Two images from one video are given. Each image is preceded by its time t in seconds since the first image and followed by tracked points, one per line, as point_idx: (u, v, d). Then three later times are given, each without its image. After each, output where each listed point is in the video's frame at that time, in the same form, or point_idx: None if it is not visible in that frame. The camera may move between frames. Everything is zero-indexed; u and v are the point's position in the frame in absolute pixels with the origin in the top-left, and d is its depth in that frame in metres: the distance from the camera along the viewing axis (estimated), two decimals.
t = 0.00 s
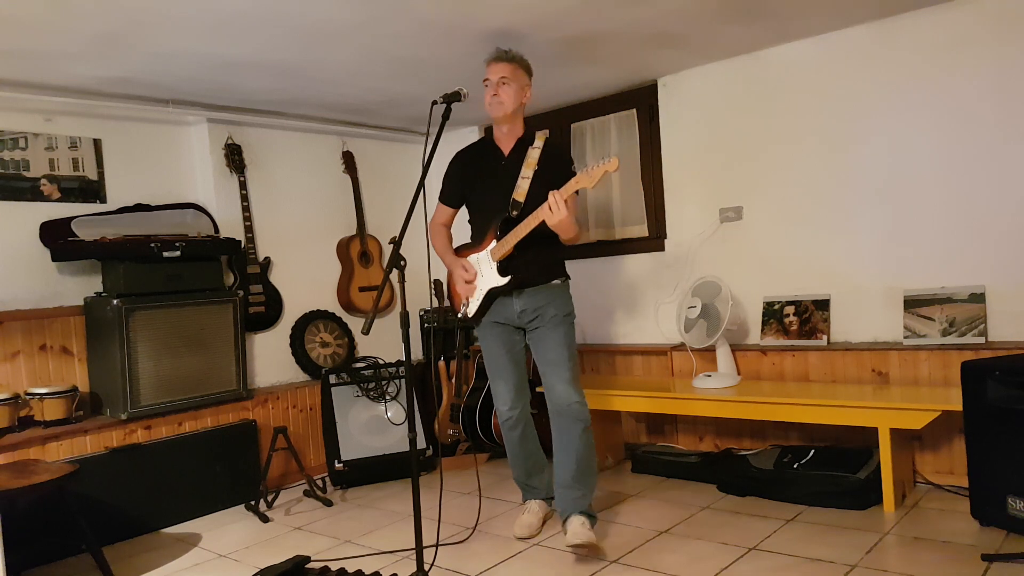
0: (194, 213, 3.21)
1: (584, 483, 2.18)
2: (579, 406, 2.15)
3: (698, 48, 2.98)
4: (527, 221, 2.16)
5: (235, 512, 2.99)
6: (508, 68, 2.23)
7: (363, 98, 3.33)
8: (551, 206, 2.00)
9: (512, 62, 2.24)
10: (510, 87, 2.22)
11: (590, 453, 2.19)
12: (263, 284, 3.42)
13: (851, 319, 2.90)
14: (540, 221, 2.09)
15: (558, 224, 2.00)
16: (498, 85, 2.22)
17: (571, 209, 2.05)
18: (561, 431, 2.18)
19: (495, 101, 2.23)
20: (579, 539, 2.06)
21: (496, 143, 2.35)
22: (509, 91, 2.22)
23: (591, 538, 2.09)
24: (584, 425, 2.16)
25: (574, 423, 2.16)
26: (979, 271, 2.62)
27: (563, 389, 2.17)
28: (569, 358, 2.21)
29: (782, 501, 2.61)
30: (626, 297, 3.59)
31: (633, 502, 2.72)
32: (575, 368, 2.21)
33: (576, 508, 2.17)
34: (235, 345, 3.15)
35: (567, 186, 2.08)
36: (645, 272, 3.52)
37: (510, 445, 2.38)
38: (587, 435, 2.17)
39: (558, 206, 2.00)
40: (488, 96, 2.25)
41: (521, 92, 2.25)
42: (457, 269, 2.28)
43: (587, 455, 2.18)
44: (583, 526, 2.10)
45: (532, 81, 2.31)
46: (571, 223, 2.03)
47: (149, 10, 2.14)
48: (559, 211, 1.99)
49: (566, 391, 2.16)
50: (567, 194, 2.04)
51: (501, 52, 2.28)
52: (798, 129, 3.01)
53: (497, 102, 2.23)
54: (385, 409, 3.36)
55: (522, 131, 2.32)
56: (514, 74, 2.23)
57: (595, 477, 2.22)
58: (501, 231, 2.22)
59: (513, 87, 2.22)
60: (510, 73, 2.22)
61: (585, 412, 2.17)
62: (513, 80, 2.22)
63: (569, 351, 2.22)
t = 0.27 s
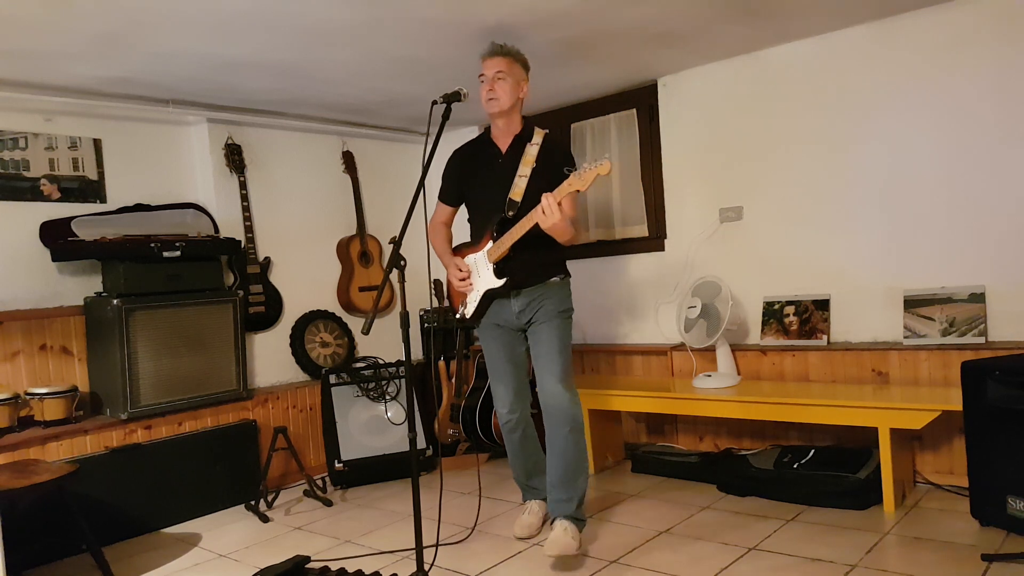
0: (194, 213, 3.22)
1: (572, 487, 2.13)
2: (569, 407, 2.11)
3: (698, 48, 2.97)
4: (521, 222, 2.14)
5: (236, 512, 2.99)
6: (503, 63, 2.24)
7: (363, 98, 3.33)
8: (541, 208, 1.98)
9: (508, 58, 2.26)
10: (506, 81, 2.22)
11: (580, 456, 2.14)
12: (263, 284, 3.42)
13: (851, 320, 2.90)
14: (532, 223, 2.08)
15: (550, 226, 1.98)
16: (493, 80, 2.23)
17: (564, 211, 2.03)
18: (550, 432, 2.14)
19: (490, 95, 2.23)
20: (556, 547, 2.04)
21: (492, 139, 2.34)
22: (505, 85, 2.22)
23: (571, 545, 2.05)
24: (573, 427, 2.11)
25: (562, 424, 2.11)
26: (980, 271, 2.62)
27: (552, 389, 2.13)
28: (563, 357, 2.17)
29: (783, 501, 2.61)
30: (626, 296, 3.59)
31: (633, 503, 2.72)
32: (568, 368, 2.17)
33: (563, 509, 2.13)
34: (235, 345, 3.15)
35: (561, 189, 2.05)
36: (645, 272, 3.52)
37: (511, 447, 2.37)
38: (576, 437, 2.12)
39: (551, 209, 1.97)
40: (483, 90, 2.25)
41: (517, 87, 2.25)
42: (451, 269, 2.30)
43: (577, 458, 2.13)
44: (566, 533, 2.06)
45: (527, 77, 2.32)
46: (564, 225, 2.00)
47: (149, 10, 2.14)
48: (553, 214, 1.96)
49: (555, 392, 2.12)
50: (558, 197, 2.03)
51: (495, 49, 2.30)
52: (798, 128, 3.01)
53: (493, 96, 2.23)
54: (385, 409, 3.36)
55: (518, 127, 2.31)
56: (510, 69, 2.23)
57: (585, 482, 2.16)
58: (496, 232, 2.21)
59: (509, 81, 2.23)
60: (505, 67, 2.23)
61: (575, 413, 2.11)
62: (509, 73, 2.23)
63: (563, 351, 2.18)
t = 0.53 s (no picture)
0: (194, 213, 3.22)
1: (572, 501, 2.10)
2: (571, 421, 2.07)
3: (698, 48, 2.97)
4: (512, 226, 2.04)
5: (236, 512, 2.99)
6: (498, 58, 2.19)
7: (363, 98, 3.33)
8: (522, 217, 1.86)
9: (502, 51, 2.20)
10: (500, 74, 2.17)
11: (582, 470, 2.10)
12: (263, 283, 3.42)
13: (851, 320, 2.90)
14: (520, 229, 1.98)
15: (536, 234, 1.85)
16: (487, 75, 2.18)
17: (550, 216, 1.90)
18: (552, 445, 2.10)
19: (485, 91, 2.18)
20: (551, 564, 2.06)
21: (494, 138, 2.28)
22: (499, 79, 2.16)
23: (566, 562, 2.07)
24: (575, 443, 2.06)
25: (564, 439, 2.07)
26: (979, 271, 2.62)
27: (554, 402, 2.08)
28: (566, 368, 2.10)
29: (782, 501, 2.61)
30: (626, 296, 3.59)
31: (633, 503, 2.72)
32: (571, 380, 2.11)
33: (563, 522, 2.12)
34: (235, 345, 3.15)
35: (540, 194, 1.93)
36: (645, 272, 3.51)
37: (513, 449, 2.34)
38: (578, 452, 2.08)
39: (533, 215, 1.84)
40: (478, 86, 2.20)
41: (514, 80, 2.18)
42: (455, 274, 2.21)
43: (578, 473, 2.09)
44: (560, 549, 2.08)
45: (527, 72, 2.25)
46: (552, 230, 1.87)
47: (149, 10, 2.14)
48: (535, 220, 1.84)
49: (557, 406, 2.07)
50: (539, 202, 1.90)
51: (490, 44, 2.25)
52: (798, 129, 3.01)
53: (487, 91, 2.17)
54: (385, 409, 3.36)
55: (519, 124, 2.23)
56: (505, 63, 2.18)
57: (587, 496, 2.12)
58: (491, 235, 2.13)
59: (504, 75, 2.17)
60: (499, 61, 2.18)
61: (577, 428, 2.07)
62: (503, 67, 2.17)
63: (566, 361, 2.11)
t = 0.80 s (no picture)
0: (194, 213, 3.22)
1: (573, 505, 2.10)
2: (575, 429, 2.05)
3: (698, 48, 2.97)
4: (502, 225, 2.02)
5: (236, 512, 2.99)
6: (485, 50, 2.10)
7: (363, 98, 3.33)
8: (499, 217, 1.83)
9: (489, 41, 2.12)
10: (489, 67, 2.09)
11: (585, 475, 2.08)
12: (263, 283, 3.42)
13: (851, 320, 2.90)
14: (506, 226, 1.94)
15: (516, 230, 1.81)
16: (476, 69, 2.11)
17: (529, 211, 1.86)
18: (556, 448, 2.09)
19: (476, 87, 2.12)
20: (550, 565, 2.07)
21: (495, 133, 2.23)
22: (488, 72, 2.09)
23: (566, 563, 2.07)
24: (578, 449, 2.05)
25: (567, 445, 2.06)
26: (980, 271, 2.62)
27: (558, 407, 2.06)
28: (570, 373, 2.06)
29: (782, 500, 2.61)
30: (626, 296, 3.59)
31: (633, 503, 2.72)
32: (576, 386, 2.07)
33: (563, 525, 2.12)
34: (235, 345, 3.15)
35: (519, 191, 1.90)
36: (645, 272, 3.51)
37: (512, 447, 2.31)
38: (581, 458, 2.06)
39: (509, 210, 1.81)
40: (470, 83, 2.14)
41: (504, 71, 2.09)
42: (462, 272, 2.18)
43: (581, 478, 2.08)
44: (560, 549, 2.08)
45: (521, 61, 2.15)
46: (532, 223, 1.82)
47: (149, 9, 2.14)
48: (510, 213, 1.80)
49: (560, 411, 2.05)
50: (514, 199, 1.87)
51: (479, 36, 2.16)
52: (798, 128, 3.01)
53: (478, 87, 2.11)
54: (385, 409, 3.36)
55: (516, 115, 2.16)
56: (493, 55, 2.09)
57: (589, 500, 2.12)
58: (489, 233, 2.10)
59: (494, 68, 2.09)
60: (486, 53, 2.09)
61: (582, 435, 2.06)
62: (491, 58, 2.09)
63: (571, 366, 2.07)
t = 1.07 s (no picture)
0: (194, 213, 3.22)
1: (574, 507, 2.09)
2: (575, 433, 2.03)
3: (697, 47, 2.97)
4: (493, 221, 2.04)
5: (236, 512, 2.99)
6: (477, 48, 2.09)
7: (362, 97, 3.33)
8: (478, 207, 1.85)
9: (480, 37, 2.10)
10: (483, 65, 2.08)
11: (586, 480, 2.07)
12: (263, 283, 3.42)
13: (851, 320, 2.90)
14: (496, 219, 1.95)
15: (492, 218, 1.82)
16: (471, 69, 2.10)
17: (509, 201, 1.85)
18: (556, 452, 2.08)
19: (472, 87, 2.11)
20: (550, 565, 2.07)
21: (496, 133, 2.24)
22: (483, 70, 2.08)
23: (566, 563, 2.07)
24: (579, 453, 2.03)
25: (568, 449, 2.04)
26: (980, 271, 2.62)
27: (558, 412, 2.03)
28: (570, 377, 2.03)
29: (782, 500, 2.61)
30: (626, 296, 3.59)
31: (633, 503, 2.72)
32: (575, 390, 2.04)
33: (563, 527, 2.11)
34: (235, 345, 3.15)
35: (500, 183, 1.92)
36: (645, 272, 3.51)
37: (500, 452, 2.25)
38: (581, 463, 2.05)
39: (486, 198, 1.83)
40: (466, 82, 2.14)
41: (498, 67, 2.09)
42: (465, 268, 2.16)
43: (581, 482, 2.06)
44: (560, 549, 2.08)
45: (515, 55, 2.13)
46: (509, 211, 1.81)
47: (149, 9, 2.14)
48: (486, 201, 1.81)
49: (559, 415, 2.03)
50: (496, 190, 1.88)
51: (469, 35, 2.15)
52: (798, 128, 3.01)
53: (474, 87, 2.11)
54: (385, 409, 3.35)
55: (515, 111, 2.15)
56: (486, 53, 2.08)
57: (590, 503, 2.11)
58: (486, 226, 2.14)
59: (488, 65, 2.08)
60: (478, 51, 2.08)
61: (582, 439, 2.04)
62: (483, 56, 2.08)
63: (571, 369, 2.04)
